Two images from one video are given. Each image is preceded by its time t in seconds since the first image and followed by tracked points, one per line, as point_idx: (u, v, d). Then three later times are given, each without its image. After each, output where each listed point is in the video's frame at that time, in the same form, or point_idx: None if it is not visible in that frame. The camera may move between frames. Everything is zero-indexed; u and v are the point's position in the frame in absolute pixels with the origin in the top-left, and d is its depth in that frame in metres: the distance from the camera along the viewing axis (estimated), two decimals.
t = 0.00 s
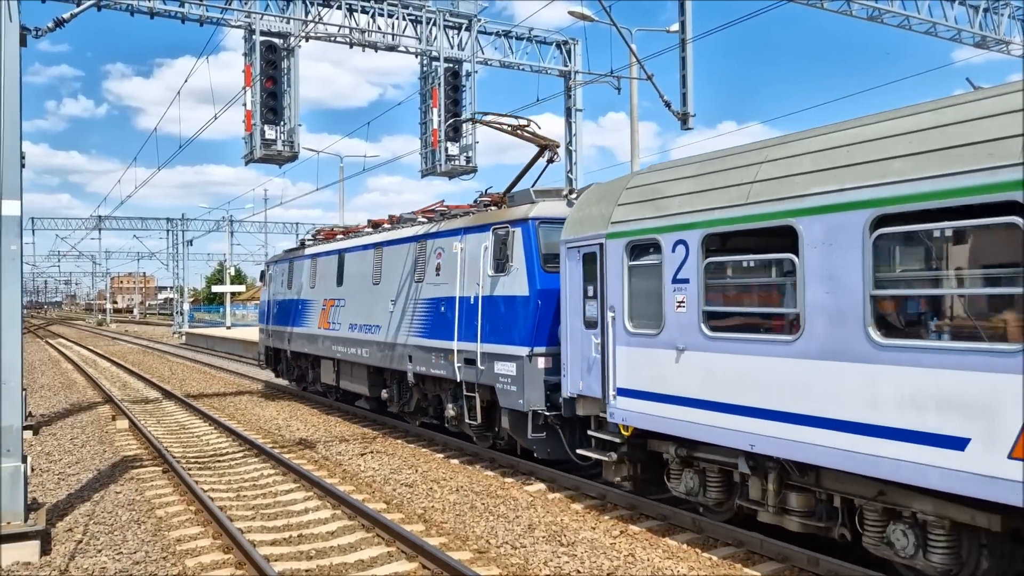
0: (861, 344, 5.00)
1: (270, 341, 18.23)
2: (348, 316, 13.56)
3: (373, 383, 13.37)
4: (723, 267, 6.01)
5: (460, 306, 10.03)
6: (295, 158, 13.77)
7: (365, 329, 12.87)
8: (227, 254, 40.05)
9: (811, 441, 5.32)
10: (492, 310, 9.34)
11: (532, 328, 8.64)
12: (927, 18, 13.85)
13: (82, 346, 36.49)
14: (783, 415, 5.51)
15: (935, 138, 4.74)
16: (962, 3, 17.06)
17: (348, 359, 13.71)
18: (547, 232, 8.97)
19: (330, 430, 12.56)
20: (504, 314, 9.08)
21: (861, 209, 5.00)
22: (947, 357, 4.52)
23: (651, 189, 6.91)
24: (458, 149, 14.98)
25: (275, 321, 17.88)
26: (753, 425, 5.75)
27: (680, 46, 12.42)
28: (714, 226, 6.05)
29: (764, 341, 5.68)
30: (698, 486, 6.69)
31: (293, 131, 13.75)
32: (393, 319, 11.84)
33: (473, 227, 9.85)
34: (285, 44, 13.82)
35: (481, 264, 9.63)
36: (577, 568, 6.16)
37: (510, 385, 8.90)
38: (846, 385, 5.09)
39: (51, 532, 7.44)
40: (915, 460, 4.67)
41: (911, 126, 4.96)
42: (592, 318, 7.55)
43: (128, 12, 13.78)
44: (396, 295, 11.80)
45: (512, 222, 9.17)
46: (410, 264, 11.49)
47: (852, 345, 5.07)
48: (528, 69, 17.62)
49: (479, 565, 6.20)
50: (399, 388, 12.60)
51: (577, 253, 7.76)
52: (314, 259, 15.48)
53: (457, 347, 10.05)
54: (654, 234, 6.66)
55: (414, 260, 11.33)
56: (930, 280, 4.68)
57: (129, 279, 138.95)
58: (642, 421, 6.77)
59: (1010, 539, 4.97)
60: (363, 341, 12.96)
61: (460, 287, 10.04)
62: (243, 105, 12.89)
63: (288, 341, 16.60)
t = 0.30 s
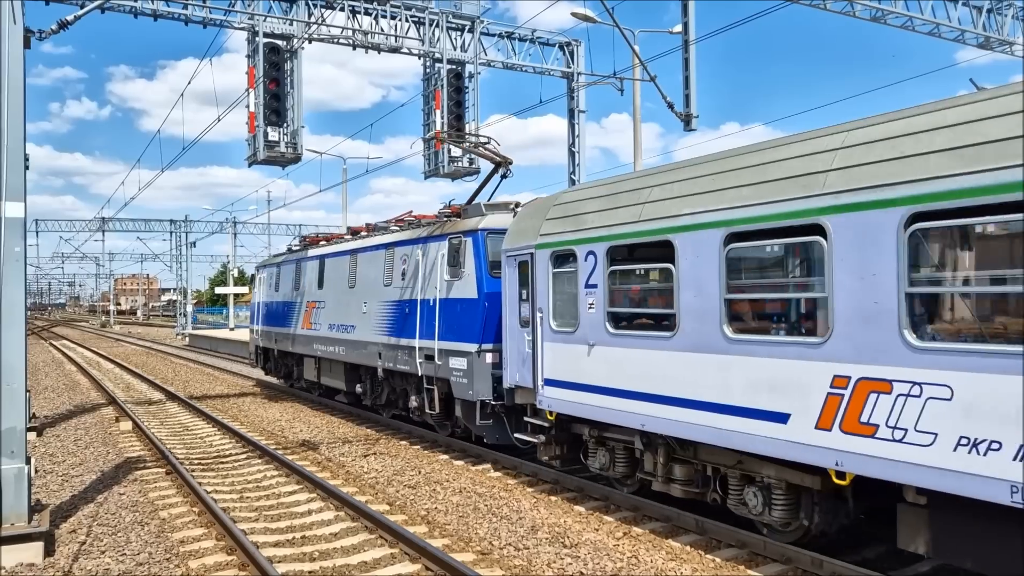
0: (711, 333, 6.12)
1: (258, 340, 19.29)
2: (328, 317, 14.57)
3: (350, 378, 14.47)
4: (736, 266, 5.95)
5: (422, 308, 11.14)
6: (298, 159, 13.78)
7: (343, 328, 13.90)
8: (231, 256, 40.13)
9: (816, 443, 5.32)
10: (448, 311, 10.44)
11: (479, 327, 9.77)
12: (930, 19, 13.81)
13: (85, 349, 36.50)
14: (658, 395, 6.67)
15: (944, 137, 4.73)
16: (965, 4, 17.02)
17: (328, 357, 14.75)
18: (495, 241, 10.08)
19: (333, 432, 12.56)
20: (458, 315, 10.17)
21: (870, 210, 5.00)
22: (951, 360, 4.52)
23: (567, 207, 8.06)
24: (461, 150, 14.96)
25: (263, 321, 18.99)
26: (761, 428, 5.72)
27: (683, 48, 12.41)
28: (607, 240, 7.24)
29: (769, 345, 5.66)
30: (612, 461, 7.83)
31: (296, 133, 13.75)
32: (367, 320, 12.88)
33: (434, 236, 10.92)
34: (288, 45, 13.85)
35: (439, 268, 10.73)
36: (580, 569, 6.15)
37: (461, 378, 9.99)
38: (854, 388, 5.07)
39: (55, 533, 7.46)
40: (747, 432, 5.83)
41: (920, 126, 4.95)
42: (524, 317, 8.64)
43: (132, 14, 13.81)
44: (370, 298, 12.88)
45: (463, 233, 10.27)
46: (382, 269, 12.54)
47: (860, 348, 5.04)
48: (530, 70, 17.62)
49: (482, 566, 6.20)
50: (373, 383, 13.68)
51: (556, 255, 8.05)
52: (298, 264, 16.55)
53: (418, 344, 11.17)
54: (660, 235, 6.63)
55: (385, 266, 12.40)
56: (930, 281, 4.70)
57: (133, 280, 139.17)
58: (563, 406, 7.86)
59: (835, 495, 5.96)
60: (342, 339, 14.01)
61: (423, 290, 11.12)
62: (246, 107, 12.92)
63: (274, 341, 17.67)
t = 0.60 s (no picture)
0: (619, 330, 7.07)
1: (247, 340, 20.23)
2: (311, 317, 15.43)
3: (330, 374, 15.37)
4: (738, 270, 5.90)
5: (392, 309, 12.06)
6: (299, 160, 13.78)
7: (324, 328, 14.80)
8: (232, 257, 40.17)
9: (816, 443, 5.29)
10: (415, 311, 11.32)
11: (441, 326, 10.67)
12: (931, 20, 13.80)
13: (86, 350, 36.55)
14: (578, 384, 7.64)
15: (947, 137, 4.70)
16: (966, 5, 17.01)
17: (311, 354, 15.60)
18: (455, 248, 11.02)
19: (334, 433, 12.55)
20: (424, 315, 11.04)
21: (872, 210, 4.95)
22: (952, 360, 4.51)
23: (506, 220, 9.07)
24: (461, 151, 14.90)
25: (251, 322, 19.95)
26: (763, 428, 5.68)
27: (683, 48, 12.41)
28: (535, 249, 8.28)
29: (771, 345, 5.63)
30: (548, 445, 8.76)
31: (297, 133, 13.74)
32: (345, 320, 13.77)
33: (403, 243, 11.83)
34: (289, 47, 13.87)
35: (407, 271, 11.64)
36: (581, 570, 6.15)
37: (426, 373, 10.86)
38: (856, 388, 5.03)
39: (56, 534, 7.46)
40: (643, 414, 6.81)
41: (923, 127, 4.91)
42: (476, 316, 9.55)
43: (133, 15, 13.82)
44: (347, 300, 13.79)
45: (428, 240, 11.16)
46: (357, 273, 13.45)
47: (861, 348, 5.02)
48: (531, 71, 17.63)
49: (483, 567, 6.19)
50: (352, 379, 14.57)
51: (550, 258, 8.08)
52: (282, 268, 17.50)
53: (390, 342, 12.07)
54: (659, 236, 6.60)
55: (360, 270, 13.32)
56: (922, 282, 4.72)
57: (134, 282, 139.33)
58: (507, 397, 8.77)
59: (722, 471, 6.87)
60: (322, 338, 14.91)
61: (393, 292, 12.02)
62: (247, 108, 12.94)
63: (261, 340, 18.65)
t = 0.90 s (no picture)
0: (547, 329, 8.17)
1: (237, 339, 21.30)
2: (294, 317, 16.45)
3: (310, 370, 16.39)
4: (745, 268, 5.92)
5: (364, 309, 13.04)
6: (299, 160, 13.77)
7: (305, 326, 15.83)
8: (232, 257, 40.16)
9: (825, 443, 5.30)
10: (383, 311, 12.31)
11: (402, 324, 11.70)
12: (930, 20, 13.79)
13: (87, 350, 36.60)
14: (517, 375, 8.69)
15: (952, 136, 4.71)
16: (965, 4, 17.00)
17: (294, 352, 16.62)
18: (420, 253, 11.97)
19: (334, 433, 12.55)
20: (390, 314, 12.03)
21: (881, 209, 4.97)
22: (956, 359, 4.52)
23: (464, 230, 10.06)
24: (461, 151, 14.87)
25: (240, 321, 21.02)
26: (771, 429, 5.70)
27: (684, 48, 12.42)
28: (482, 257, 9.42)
29: (775, 344, 5.66)
30: (496, 430, 9.79)
31: (297, 134, 13.72)
32: (324, 319, 14.79)
33: (373, 248, 12.84)
34: (289, 47, 13.86)
35: (377, 275, 12.60)
36: (582, 570, 6.15)
37: (391, 367, 11.84)
38: (863, 388, 5.05)
39: (57, 535, 7.47)
40: (568, 400, 7.85)
41: (926, 125, 4.93)
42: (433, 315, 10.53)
43: (133, 15, 13.82)
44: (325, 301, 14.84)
45: (394, 246, 12.16)
46: (334, 275, 14.46)
47: (865, 348, 5.05)
48: (531, 71, 17.62)
49: (483, 567, 6.19)
50: (330, 374, 15.63)
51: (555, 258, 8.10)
52: (268, 271, 18.60)
53: (361, 340, 13.07)
54: (668, 235, 6.62)
55: (335, 273, 14.33)
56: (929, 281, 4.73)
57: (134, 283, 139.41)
58: (458, 387, 9.81)
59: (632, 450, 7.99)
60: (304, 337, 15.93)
61: (365, 293, 13.02)
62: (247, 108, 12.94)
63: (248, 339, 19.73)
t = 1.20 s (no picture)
0: (490, 328, 9.15)
1: (230, 339, 22.50)
2: (280, 317, 17.55)
3: (295, 366, 17.53)
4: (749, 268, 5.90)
5: (340, 309, 14.09)
6: (299, 161, 13.77)
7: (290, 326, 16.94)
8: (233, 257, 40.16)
9: (829, 445, 5.28)
10: (359, 311, 13.29)
11: (375, 323, 12.65)
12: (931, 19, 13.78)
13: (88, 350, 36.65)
14: (467, 370, 9.66)
15: (951, 136, 4.70)
16: (966, 4, 16.99)
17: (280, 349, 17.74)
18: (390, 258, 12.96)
19: (335, 433, 12.57)
20: (364, 314, 13.02)
21: (882, 209, 4.95)
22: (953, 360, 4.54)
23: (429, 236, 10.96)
24: (462, 151, 14.89)
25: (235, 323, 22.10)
26: (775, 430, 5.68)
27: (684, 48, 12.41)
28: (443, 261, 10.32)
29: (779, 346, 5.65)
30: (453, 419, 10.87)
31: (297, 134, 13.70)
32: (306, 318, 15.89)
33: (349, 253, 13.82)
34: (289, 47, 13.86)
35: (352, 278, 13.63)
36: (582, 571, 6.15)
37: (365, 363, 12.82)
38: (864, 389, 5.04)
39: (58, 535, 7.47)
40: (506, 391, 8.83)
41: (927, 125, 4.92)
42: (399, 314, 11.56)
43: (133, 16, 13.81)
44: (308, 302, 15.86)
45: (366, 252, 13.12)
46: (316, 278, 15.46)
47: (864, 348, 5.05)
48: (531, 71, 17.61)
49: (483, 568, 6.19)
50: (312, 371, 16.78)
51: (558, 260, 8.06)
52: (258, 273, 19.69)
53: (338, 338, 14.10)
54: (670, 235, 6.60)
55: (316, 276, 15.32)
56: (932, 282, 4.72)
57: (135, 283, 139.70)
58: (418, 379, 10.86)
59: (564, 432, 8.99)
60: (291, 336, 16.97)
61: (342, 295, 14.03)
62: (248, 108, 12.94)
63: (239, 338, 20.93)
